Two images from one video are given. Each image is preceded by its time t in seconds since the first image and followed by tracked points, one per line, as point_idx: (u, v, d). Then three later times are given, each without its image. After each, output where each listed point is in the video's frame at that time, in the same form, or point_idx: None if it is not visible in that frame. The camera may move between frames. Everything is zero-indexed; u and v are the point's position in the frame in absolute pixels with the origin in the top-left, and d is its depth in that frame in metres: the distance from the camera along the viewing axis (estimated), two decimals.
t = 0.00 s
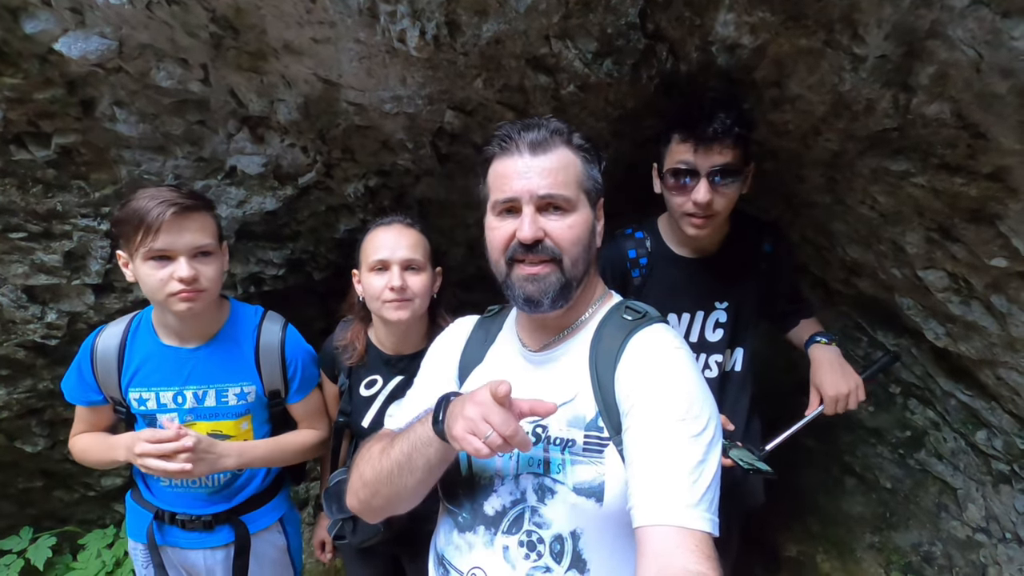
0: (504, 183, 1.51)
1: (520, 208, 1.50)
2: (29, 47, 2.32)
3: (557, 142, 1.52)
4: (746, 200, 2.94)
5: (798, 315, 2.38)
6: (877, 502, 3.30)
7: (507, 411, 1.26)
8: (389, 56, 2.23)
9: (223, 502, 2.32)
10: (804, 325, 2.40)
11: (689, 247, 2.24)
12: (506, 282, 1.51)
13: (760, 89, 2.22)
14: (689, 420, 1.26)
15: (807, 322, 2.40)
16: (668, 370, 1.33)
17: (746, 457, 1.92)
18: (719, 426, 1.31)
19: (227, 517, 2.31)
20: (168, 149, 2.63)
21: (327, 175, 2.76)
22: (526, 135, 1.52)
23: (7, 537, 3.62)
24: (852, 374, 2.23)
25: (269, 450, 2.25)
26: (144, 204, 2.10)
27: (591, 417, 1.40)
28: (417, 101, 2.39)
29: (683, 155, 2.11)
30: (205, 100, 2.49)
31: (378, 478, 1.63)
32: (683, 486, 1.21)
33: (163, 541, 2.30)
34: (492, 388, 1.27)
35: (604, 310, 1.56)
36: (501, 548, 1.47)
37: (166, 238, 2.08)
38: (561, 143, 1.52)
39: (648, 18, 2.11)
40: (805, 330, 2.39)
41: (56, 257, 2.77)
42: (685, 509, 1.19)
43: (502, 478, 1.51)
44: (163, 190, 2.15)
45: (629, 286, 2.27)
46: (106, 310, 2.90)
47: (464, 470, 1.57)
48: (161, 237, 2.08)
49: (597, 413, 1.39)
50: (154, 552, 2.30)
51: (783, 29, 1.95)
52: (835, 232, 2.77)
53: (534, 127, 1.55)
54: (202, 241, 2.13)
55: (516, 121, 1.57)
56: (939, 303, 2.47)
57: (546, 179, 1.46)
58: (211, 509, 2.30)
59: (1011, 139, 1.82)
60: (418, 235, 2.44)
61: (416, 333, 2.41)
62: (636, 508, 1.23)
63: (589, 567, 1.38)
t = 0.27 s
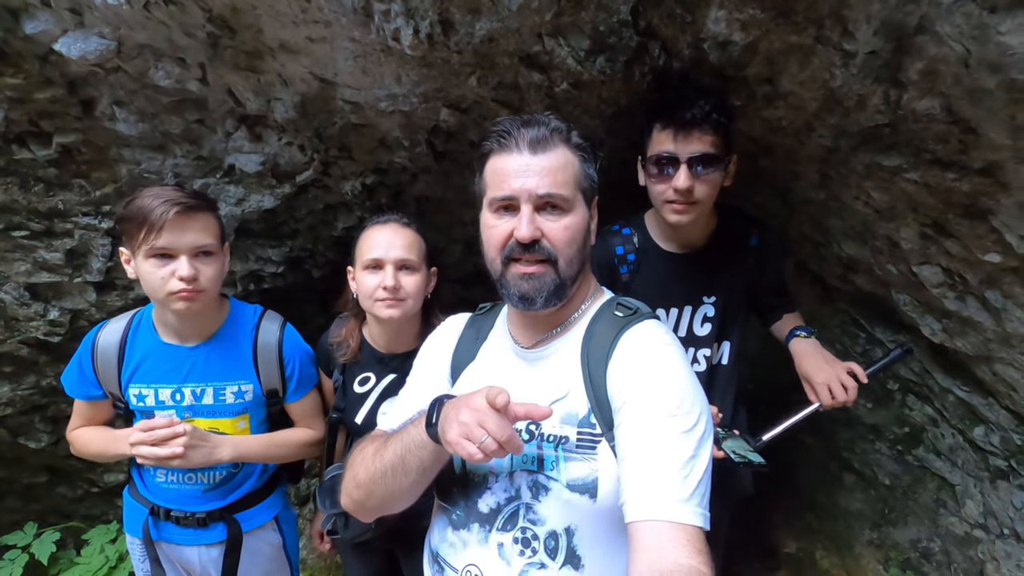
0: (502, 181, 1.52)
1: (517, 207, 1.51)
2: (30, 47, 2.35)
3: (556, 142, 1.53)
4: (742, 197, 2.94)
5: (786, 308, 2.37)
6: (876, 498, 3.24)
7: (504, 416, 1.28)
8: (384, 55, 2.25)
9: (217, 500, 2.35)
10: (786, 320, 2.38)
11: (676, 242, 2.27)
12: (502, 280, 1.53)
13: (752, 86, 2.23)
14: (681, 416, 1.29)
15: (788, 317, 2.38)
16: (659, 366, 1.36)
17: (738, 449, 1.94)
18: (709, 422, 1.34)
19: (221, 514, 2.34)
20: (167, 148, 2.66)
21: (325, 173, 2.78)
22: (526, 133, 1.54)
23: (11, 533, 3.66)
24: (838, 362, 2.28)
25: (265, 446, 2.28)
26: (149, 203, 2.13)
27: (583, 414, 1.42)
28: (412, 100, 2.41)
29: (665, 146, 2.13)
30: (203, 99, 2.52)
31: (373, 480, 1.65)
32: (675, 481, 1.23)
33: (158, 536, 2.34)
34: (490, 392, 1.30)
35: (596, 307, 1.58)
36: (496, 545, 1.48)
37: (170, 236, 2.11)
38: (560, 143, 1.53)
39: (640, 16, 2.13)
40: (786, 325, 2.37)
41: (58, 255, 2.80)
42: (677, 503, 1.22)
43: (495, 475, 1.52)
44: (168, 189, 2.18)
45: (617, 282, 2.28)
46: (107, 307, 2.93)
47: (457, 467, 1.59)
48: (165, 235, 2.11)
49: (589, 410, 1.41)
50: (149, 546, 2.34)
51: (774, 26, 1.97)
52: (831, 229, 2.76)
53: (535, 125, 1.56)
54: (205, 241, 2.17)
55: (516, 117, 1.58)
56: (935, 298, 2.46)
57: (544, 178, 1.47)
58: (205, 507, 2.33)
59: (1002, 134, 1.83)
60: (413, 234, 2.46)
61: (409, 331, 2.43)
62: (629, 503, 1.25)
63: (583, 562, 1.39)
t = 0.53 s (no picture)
0: (501, 179, 1.53)
1: (517, 206, 1.52)
2: (33, 46, 2.36)
3: (556, 139, 1.53)
4: (743, 195, 2.95)
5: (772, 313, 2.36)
6: (877, 496, 3.26)
7: (508, 425, 1.27)
8: (387, 53, 2.26)
9: (220, 498, 2.36)
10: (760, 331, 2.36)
11: (675, 238, 2.28)
12: (504, 278, 1.54)
13: (754, 84, 2.24)
14: (683, 417, 1.29)
15: (761, 329, 2.36)
16: (661, 366, 1.37)
17: (721, 453, 2.05)
18: (712, 422, 1.34)
19: (225, 512, 2.35)
20: (170, 147, 2.66)
21: (327, 172, 2.79)
22: (525, 130, 1.54)
23: (14, 531, 3.67)
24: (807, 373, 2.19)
25: (266, 446, 2.29)
26: (147, 199, 2.13)
27: (585, 415, 1.42)
28: (415, 98, 2.42)
29: (660, 139, 2.16)
30: (206, 97, 2.52)
31: (374, 480, 1.66)
32: (678, 482, 1.24)
33: (162, 536, 2.35)
34: (496, 399, 1.29)
35: (598, 305, 1.60)
36: (499, 546, 1.49)
37: (167, 233, 2.11)
38: (560, 141, 1.54)
39: (642, 15, 2.14)
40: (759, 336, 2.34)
41: (61, 254, 2.81)
42: (680, 504, 1.22)
43: (497, 476, 1.53)
44: (166, 186, 2.19)
45: (617, 277, 2.30)
46: (110, 306, 2.94)
47: (458, 468, 1.60)
48: (161, 232, 2.11)
49: (591, 410, 1.41)
50: (154, 546, 2.35)
51: (775, 25, 1.99)
52: (832, 227, 2.77)
53: (534, 122, 1.57)
54: (202, 238, 2.17)
55: (515, 114, 1.59)
56: (935, 296, 2.46)
57: (543, 176, 1.48)
58: (209, 505, 2.34)
59: (1002, 132, 1.84)
60: (412, 235, 2.46)
61: (406, 331, 2.44)
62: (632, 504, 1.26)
63: (586, 563, 1.40)
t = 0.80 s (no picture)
0: (502, 179, 1.53)
1: (519, 205, 1.53)
2: (35, 42, 2.35)
3: (557, 138, 1.54)
4: (743, 194, 2.96)
5: (775, 324, 2.32)
6: (873, 494, 3.27)
7: (508, 425, 1.28)
8: (390, 51, 2.27)
9: (220, 496, 2.36)
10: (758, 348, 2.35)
11: (678, 238, 2.30)
12: (506, 278, 1.55)
13: (755, 84, 2.25)
14: (685, 417, 1.31)
15: (758, 345, 2.36)
16: (663, 366, 1.38)
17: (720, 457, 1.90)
18: (713, 422, 1.36)
19: (225, 509, 2.36)
20: (172, 143, 2.66)
21: (329, 169, 2.79)
22: (526, 129, 1.55)
23: (13, 527, 3.66)
24: (805, 400, 2.19)
25: (260, 446, 2.32)
26: (138, 197, 2.13)
27: (587, 414, 1.43)
28: (417, 96, 2.43)
29: (669, 157, 2.14)
30: (208, 94, 2.52)
31: (374, 477, 1.67)
32: (680, 482, 1.25)
33: (162, 534, 2.35)
34: (496, 399, 1.30)
35: (599, 304, 1.60)
36: (500, 545, 1.50)
37: (154, 229, 2.12)
38: (561, 141, 1.55)
39: (645, 14, 2.16)
40: (760, 353, 2.34)
41: (62, 250, 2.81)
42: (683, 504, 1.24)
43: (497, 475, 1.53)
44: (159, 184, 2.19)
45: (621, 276, 2.31)
46: (110, 302, 2.94)
47: (458, 466, 1.60)
48: (150, 229, 2.11)
49: (593, 410, 1.42)
50: (155, 545, 2.35)
51: (777, 25, 2.00)
52: (830, 226, 2.79)
53: (535, 121, 1.58)
54: (192, 234, 2.16)
55: (516, 113, 1.60)
56: (933, 296, 2.48)
57: (545, 176, 1.49)
58: (209, 503, 2.34)
59: (1001, 133, 1.85)
60: (405, 233, 2.47)
61: (399, 328, 2.44)
62: (634, 504, 1.27)
63: (587, 562, 1.41)
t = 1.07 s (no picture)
0: (503, 176, 1.55)
1: (520, 203, 1.54)
2: (38, 36, 2.35)
3: (560, 136, 1.56)
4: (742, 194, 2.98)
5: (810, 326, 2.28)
6: (869, 493, 3.27)
7: (508, 399, 1.30)
8: (393, 48, 2.28)
9: (217, 490, 2.37)
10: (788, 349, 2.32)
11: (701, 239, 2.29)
12: (507, 276, 1.56)
13: (756, 84, 2.26)
14: (685, 416, 1.32)
15: (789, 346, 2.32)
16: (664, 365, 1.40)
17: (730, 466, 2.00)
18: (713, 422, 1.37)
19: (223, 504, 2.37)
20: (174, 138, 2.67)
21: (331, 165, 2.80)
22: (528, 127, 1.57)
23: (11, 521, 3.67)
24: (829, 405, 2.14)
25: (257, 440, 2.33)
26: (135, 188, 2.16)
27: (587, 413, 1.44)
28: (420, 93, 2.44)
29: (689, 180, 2.09)
30: (211, 89, 2.53)
31: (370, 470, 1.67)
32: (680, 481, 1.27)
33: (160, 527, 2.37)
34: (495, 375, 1.31)
35: (600, 303, 1.62)
36: (498, 543, 1.51)
37: (146, 219, 2.13)
38: (564, 140, 1.56)
39: (648, 13, 2.15)
40: (790, 355, 2.31)
41: (63, 244, 2.81)
42: (682, 503, 1.25)
43: (495, 473, 1.54)
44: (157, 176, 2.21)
45: (644, 279, 2.32)
46: (111, 297, 2.94)
47: (457, 463, 1.61)
48: (142, 218, 2.13)
49: (593, 409, 1.44)
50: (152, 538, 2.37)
51: (779, 26, 2.02)
52: (829, 227, 2.80)
53: (538, 119, 1.59)
54: (184, 225, 2.17)
55: (518, 110, 1.61)
56: (930, 296, 2.50)
57: (547, 174, 1.50)
58: (207, 497, 2.36)
59: (999, 135, 1.87)
60: (394, 225, 2.47)
61: (397, 322, 2.45)
62: (634, 503, 1.28)
63: (585, 560, 1.43)
